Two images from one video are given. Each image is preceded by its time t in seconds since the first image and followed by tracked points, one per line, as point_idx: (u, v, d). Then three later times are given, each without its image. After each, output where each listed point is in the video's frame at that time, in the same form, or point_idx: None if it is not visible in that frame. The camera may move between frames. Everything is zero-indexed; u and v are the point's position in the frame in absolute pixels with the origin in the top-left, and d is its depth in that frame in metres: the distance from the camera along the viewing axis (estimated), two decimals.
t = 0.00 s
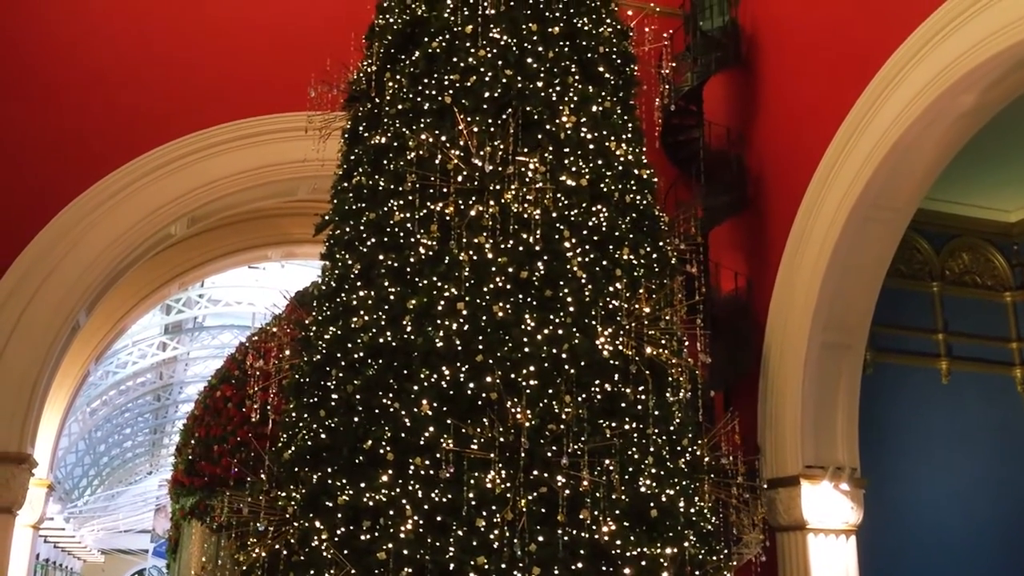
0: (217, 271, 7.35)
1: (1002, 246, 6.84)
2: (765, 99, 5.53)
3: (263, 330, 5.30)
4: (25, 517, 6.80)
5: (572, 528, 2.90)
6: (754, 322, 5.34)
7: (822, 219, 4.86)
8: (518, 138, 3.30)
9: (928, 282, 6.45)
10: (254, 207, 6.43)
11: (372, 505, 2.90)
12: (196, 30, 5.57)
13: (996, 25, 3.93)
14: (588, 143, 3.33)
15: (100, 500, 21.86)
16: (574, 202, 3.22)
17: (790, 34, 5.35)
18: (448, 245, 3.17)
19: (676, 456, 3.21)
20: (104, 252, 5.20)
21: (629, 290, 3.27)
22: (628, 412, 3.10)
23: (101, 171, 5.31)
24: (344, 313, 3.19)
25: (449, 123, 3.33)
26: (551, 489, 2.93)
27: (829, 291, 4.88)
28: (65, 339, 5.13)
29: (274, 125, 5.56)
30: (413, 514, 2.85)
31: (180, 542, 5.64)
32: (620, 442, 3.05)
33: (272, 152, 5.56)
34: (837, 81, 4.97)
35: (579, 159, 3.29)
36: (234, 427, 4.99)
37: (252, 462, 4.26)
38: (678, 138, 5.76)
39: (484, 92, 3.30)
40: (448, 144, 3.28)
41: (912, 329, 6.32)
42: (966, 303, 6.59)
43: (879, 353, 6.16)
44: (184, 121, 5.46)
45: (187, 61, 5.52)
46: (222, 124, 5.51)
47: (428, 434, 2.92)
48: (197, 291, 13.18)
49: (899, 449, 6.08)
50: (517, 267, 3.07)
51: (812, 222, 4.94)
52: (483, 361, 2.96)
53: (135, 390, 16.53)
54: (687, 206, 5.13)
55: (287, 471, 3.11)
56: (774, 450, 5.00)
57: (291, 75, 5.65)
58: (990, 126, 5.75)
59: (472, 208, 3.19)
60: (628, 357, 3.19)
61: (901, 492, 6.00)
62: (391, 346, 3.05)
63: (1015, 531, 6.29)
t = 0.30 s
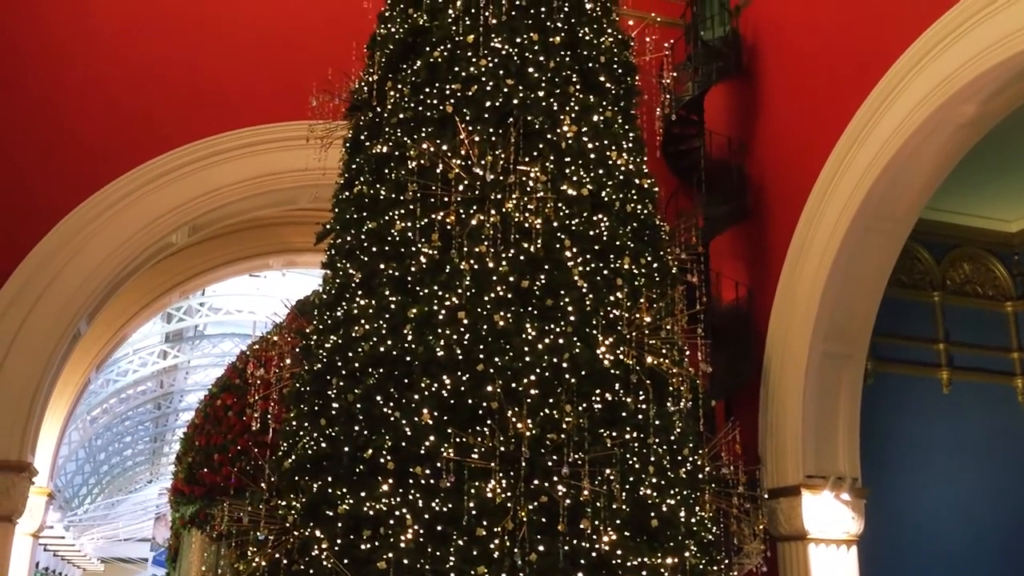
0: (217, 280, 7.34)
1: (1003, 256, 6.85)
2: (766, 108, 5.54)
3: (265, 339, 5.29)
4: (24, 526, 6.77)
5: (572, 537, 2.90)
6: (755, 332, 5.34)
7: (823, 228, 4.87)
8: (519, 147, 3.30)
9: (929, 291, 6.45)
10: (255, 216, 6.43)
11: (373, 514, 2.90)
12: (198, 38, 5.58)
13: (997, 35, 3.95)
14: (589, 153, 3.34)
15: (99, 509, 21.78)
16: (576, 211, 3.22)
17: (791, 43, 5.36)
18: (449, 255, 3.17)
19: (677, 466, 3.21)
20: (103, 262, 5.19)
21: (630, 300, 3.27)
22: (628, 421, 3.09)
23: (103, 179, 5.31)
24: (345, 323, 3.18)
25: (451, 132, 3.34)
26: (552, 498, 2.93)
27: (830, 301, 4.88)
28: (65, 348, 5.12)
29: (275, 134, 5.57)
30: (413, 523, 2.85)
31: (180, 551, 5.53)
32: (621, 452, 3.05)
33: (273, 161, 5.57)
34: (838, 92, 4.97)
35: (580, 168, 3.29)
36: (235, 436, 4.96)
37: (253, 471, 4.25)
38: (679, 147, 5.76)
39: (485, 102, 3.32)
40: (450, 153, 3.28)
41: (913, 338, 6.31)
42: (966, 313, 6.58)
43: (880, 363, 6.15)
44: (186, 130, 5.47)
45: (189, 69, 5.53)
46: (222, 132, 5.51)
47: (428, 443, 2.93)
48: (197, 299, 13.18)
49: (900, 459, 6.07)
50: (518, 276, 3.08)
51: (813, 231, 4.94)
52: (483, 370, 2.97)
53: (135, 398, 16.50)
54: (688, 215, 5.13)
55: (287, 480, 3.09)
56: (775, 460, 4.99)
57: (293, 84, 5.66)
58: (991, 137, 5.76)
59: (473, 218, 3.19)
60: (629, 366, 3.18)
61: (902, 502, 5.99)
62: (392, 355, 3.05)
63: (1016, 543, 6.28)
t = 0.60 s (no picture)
0: (214, 289, 7.34)
1: (1001, 266, 6.86)
2: (765, 118, 5.55)
3: (263, 348, 5.30)
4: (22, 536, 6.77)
5: (572, 547, 2.90)
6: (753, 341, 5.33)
7: (822, 237, 4.87)
8: (518, 157, 3.29)
9: (927, 301, 6.45)
10: (254, 225, 6.43)
11: (370, 523, 2.89)
12: (197, 47, 5.59)
13: (996, 45, 3.95)
14: (588, 163, 3.34)
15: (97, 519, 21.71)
16: (574, 221, 3.23)
17: (790, 53, 5.37)
18: (448, 264, 3.16)
19: (675, 476, 3.22)
20: (102, 271, 5.18)
21: (628, 309, 3.27)
22: (627, 431, 3.10)
23: (103, 187, 5.31)
24: (344, 332, 3.18)
25: (450, 142, 3.34)
26: (550, 508, 2.91)
27: (829, 310, 4.88)
28: (62, 360, 5.09)
29: (275, 143, 5.57)
30: (411, 534, 2.84)
31: (177, 561, 5.51)
32: (619, 462, 3.05)
33: (272, 171, 5.56)
34: (836, 101, 4.98)
35: (578, 178, 3.30)
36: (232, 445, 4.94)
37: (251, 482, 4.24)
38: (677, 157, 5.78)
39: (484, 111, 3.31)
40: (447, 163, 3.28)
41: (911, 348, 6.31)
42: (965, 322, 6.58)
43: (878, 373, 6.15)
44: (185, 138, 5.47)
45: (189, 78, 5.53)
46: (223, 141, 5.51)
47: (427, 453, 2.92)
48: (196, 308, 13.17)
49: (899, 470, 6.07)
50: (517, 286, 3.08)
51: (812, 240, 4.94)
52: (482, 380, 2.96)
53: (133, 407, 16.47)
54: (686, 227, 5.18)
55: (286, 489, 3.09)
56: (774, 469, 4.99)
57: (292, 94, 5.67)
58: (987, 147, 5.78)
59: (472, 227, 3.18)
60: (628, 376, 3.18)
61: (901, 513, 5.98)
62: (390, 364, 3.05)
63: (1015, 553, 6.27)
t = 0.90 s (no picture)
0: (213, 300, 7.33)
1: (998, 277, 6.87)
2: (762, 130, 5.57)
3: (262, 359, 5.30)
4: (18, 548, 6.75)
5: (570, 559, 2.90)
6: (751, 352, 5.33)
7: (820, 246, 4.88)
8: (516, 168, 3.32)
9: (925, 312, 6.46)
10: (252, 236, 6.42)
11: (368, 536, 2.89)
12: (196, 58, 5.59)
13: (993, 56, 3.97)
14: (586, 174, 3.34)
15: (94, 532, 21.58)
16: (572, 232, 3.23)
17: (788, 64, 5.38)
18: (446, 276, 3.16)
19: (674, 487, 3.21)
20: (99, 283, 5.12)
21: (626, 320, 3.28)
22: (625, 443, 3.09)
23: (102, 197, 5.23)
24: (342, 343, 3.19)
25: (448, 153, 3.34)
26: (548, 520, 2.92)
27: (827, 320, 4.88)
28: (59, 371, 5.05)
29: (274, 155, 5.53)
30: (410, 546, 2.84)
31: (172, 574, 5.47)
32: (618, 473, 3.05)
33: (271, 182, 5.52)
34: (835, 112, 4.98)
35: (576, 190, 3.31)
36: (230, 456, 4.94)
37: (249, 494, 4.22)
38: (675, 167, 5.78)
39: (482, 123, 3.32)
40: (446, 174, 3.28)
41: (909, 359, 6.32)
42: (962, 333, 6.59)
43: (877, 384, 6.15)
44: (186, 148, 5.40)
45: (188, 87, 5.47)
46: (221, 152, 5.45)
47: (425, 464, 2.92)
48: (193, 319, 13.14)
49: (897, 481, 6.06)
50: (514, 297, 3.07)
51: (810, 250, 4.95)
52: (480, 392, 2.96)
53: (131, 419, 16.40)
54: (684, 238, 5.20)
55: (283, 500, 3.08)
56: (773, 480, 4.98)
57: (290, 103, 5.63)
58: (984, 158, 5.80)
59: (471, 238, 3.19)
60: (625, 388, 3.20)
61: (900, 524, 5.97)
62: (388, 376, 3.04)
63: (1014, 565, 6.26)
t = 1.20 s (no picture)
0: (213, 312, 7.32)
1: (998, 288, 6.87)
2: (761, 142, 5.58)
3: (261, 372, 5.29)
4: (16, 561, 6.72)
5: (571, 572, 2.91)
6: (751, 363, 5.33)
7: (819, 257, 4.89)
8: (515, 180, 3.33)
9: (924, 323, 6.46)
10: (252, 248, 6.41)
11: (369, 548, 2.89)
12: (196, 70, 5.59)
13: (991, 68, 3.99)
14: (585, 186, 3.35)
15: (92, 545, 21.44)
16: (572, 244, 3.22)
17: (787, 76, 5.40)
18: (445, 287, 3.17)
19: (675, 499, 3.19)
20: (99, 295, 5.09)
21: (627, 332, 3.27)
22: (626, 454, 3.09)
23: (102, 209, 5.20)
24: (341, 355, 3.18)
25: (448, 164, 3.35)
26: (548, 532, 2.93)
27: (828, 331, 4.88)
28: (58, 384, 5.01)
29: (274, 167, 5.53)
30: (409, 559, 2.84)
31: None
32: (617, 485, 3.04)
33: (271, 195, 5.52)
34: (835, 124, 4.99)
35: (575, 202, 3.31)
36: (229, 469, 4.94)
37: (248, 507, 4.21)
38: (675, 179, 5.78)
39: (482, 135, 3.32)
40: (446, 187, 3.29)
41: (909, 370, 6.32)
42: (962, 344, 6.59)
43: (877, 395, 6.15)
44: (186, 160, 5.40)
45: (189, 100, 5.47)
46: (220, 165, 5.45)
47: (425, 476, 2.92)
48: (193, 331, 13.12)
49: (897, 492, 6.05)
50: (515, 309, 3.08)
51: (808, 262, 4.96)
52: (479, 404, 2.96)
53: (130, 431, 16.33)
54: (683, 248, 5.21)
55: (282, 514, 3.06)
56: (773, 492, 4.97)
57: (290, 116, 5.64)
58: (983, 170, 5.81)
59: (471, 250, 3.19)
60: (625, 400, 3.19)
61: (900, 536, 5.96)
62: (388, 388, 3.04)
63: None
